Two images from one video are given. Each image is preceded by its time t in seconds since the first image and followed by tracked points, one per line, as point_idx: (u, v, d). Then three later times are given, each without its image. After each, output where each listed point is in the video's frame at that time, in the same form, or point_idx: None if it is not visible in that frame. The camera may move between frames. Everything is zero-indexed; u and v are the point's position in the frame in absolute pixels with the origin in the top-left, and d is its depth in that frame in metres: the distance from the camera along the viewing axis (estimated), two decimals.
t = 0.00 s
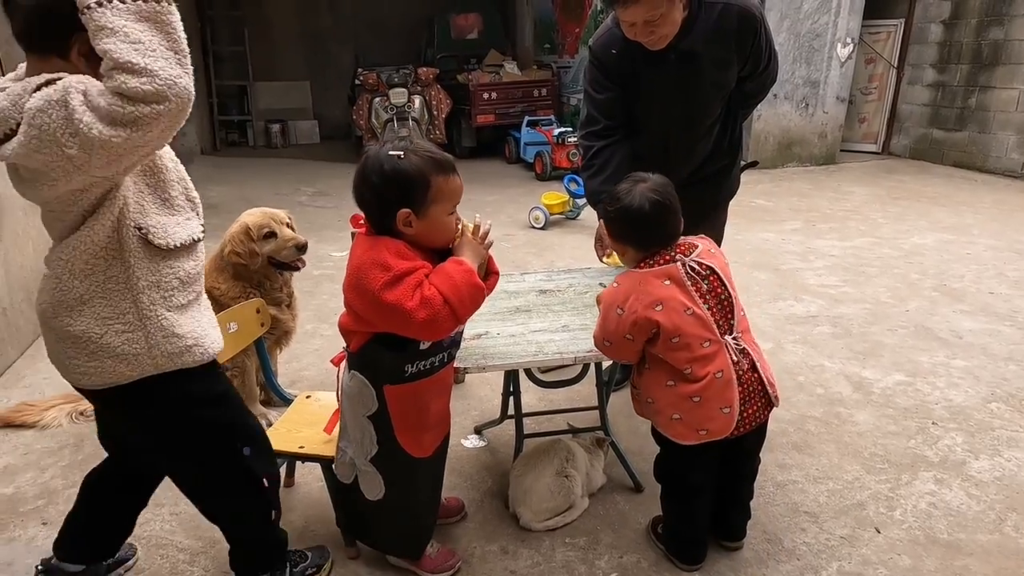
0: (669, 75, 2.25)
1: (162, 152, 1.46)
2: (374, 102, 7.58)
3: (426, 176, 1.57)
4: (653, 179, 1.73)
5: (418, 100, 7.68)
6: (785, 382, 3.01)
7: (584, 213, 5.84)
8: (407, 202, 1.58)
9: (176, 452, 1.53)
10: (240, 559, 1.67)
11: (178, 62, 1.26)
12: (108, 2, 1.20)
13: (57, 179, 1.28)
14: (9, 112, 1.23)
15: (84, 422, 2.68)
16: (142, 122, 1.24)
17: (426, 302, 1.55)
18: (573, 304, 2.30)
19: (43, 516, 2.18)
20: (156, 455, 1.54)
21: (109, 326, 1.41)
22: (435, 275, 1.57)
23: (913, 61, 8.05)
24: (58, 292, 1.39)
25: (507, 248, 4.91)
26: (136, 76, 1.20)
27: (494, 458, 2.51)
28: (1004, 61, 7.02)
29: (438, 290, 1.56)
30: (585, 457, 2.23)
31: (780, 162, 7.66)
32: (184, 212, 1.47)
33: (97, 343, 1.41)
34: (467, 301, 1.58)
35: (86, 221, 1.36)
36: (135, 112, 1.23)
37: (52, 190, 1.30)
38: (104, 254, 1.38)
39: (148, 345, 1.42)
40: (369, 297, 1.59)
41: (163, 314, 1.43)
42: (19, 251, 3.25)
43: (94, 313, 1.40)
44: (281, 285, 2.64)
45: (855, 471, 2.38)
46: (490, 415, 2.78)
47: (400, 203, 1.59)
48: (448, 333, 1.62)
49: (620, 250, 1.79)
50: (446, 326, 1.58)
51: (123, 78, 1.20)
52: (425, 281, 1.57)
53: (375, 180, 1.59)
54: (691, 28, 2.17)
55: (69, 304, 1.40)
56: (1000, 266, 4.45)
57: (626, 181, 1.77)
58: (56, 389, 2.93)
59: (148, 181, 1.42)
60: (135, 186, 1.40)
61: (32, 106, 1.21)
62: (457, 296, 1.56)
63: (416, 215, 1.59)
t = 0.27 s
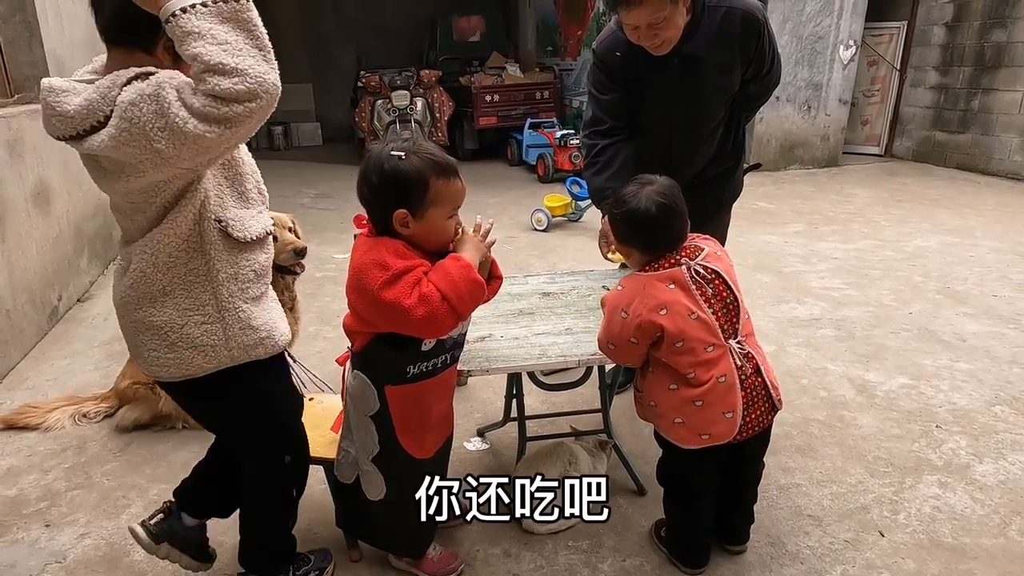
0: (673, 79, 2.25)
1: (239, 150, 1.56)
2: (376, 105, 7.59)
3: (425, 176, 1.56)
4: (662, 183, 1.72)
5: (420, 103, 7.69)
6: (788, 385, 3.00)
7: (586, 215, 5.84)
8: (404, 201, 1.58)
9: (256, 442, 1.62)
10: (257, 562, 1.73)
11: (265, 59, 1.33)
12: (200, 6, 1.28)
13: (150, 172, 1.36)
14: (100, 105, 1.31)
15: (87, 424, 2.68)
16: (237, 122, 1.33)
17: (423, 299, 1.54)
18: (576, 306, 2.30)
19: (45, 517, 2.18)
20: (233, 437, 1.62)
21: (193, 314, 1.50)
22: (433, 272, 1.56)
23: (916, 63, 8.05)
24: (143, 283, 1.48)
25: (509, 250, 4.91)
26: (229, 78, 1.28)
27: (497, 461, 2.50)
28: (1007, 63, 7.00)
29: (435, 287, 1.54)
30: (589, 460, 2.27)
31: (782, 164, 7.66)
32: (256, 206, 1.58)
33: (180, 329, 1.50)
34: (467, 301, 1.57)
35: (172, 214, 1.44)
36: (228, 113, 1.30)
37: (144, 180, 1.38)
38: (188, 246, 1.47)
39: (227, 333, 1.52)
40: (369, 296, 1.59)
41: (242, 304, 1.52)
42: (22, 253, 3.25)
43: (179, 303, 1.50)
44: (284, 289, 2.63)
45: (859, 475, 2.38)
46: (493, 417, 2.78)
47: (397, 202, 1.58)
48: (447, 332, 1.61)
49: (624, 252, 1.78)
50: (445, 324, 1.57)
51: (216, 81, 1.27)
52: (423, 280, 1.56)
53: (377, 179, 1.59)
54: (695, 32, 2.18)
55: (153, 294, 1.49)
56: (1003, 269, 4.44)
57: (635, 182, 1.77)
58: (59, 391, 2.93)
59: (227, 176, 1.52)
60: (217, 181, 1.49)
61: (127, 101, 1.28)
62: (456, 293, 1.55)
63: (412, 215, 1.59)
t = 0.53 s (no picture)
0: (679, 83, 2.25)
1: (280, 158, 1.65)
2: (379, 107, 7.60)
3: (424, 179, 1.57)
4: (664, 188, 1.70)
5: (423, 105, 7.69)
6: (791, 389, 3.00)
7: (589, 218, 5.84)
8: (404, 202, 1.58)
9: (293, 438, 1.71)
10: (278, 563, 1.76)
11: (310, 56, 1.38)
12: (249, 3, 1.31)
13: (207, 180, 1.41)
14: (153, 120, 1.34)
15: (90, 427, 2.68)
16: (280, 114, 1.36)
17: (418, 306, 1.53)
18: (579, 310, 2.29)
19: (49, 520, 2.18)
20: (271, 434, 1.71)
21: (250, 313, 1.58)
22: (430, 279, 1.55)
23: (919, 65, 8.04)
24: (201, 286, 1.55)
25: (512, 253, 4.91)
26: (276, 70, 1.32)
27: (500, 465, 2.50)
28: (1010, 66, 6.98)
29: (431, 294, 1.53)
30: (591, 464, 2.27)
31: (785, 167, 7.65)
32: (295, 208, 1.67)
33: (238, 329, 1.58)
34: (463, 311, 1.55)
35: (225, 221, 1.51)
36: (275, 105, 1.34)
37: (201, 187, 1.43)
38: (242, 250, 1.54)
39: (284, 329, 1.60)
40: (367, 300, 1.59)
41: (294, 301, 1.61)
42: (26, 256, 3.26)
43: (234, 305, 1.57)
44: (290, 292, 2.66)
45: (863, 479, 2.37)
46: (496, 421, 2.78)
47: (398, 202, 1.59)
48: (443, 340, 1.60)
49: (626, 256, 1.77)
50: (441, 332, 1.56)
51: (265, 73, 1.31)
52: (419, 286, 1.55)
53: (377, 179, 1.60)
54: (702, 36, 2.18)
55: (211, 298, 1.57)
56: (1008, 272, 4.43)
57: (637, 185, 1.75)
58: (63, 393, 2.94)
59: (271, 183, 1.62)
60: (262, 188, 1.58)
61: (180, 112, 1.32)
62: (450, 300, 1.53)
63: (412, 216, 1.59)
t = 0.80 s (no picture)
0: (687, 88, 2.25)
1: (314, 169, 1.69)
2: (382, 109, 7.61)
3: (427, 176, 1.58)
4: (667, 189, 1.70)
5: (427, 107, 7.70)
6: (796, 392, 2.99)
7: (593, 220, 5.85)
8: (409, 201, 1.59)
9: (320, 432, 1.76)
10: (283, 561, 1.77)
11: (330, 104, 1.47)
12: (272, 56, 1.41)
13: (239, 206, 1.51)
14: (191, 151, 1.48)
15: (96, 429, 2.69)
16: (308, 161, 1.47)
17: (417, 318, 1.53)
18: (585, 314, 2.29)
19: (55, 523, 2.19)
20: (299, 426, 1.76)
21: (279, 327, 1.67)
22: (429, 290, 1.56)
23: (923, 67, 8.03)
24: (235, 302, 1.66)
25: (516, 255, 4.91)
26: (300, 121, 1.43)
27: (505, 467, 2.50)
28: (1015, 68, 6.97)
29: (430, 306, 1.54)
30: (597, 467, 2.27)
31: (789, 169, 7.64)
32: (331, 218, 1.72)
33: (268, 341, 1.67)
34: (460, 321, 1.56)
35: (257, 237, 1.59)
36: (302, 153, 1.45)
37: (234, 213, 1.54)
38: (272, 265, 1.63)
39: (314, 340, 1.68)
40: (368, 307, 1.59)
41: (323, 310, 1.68)
42: (32, 259, 3.27)
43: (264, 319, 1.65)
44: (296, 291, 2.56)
45: (869, 483, 2.37)
46: (501, 424, 2.78)
47: (403, 202, 1.59)
48: (442, 348, 1.60)
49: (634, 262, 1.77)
50: (439, 341, 1.56)
51: (290, 125, 1.42)
52: (420, 295, 1.56)
53: (381, 181, 1.61)
54: (711, 41, 2.18)
55: (245, 308, 1.65)
56: (1013, 275, 4.42)
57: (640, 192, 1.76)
58: (68, 395, 2.95)
59: (304, 198, 1.65)
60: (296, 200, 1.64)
61: (214, 149, 1.44)
62: (449, 313, 1.54)
63: (419, 215, 1.59)
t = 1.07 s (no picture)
0: (693, 91, 2.25)
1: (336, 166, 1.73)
2: (386, 111, 7.61)
3: (427, 177, 1.59)
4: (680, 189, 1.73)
5: (430, 108, 7.71)
6: (800, 395, 2.99)
7: (596, 222, 5.85)
8: (411, 203, 1.60)
9: (333, 428, 1.78)
10: (292, 558, 1.79)
11: (323, 117, 1.52)
12: (273, 73, 1.49)
13: (249, 205, 1.62)
14: (218, 151, 1.62)
15: (102, 431, 2.70)
16: (300, 168, 1.53)
17: (421, 332, 1.54)
18: (589, 317, 2.30)
19: (62, 525, 2.20)
20: (314, 419, 1.79)
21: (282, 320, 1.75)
22: (433, 303, 1.57)
23: (926, 68, 8.02)
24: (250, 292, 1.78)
25: (519, 257, 4.91)
26: (292, 133, 1.49)
27: (509, 470, 2.51)
28: (1019, 69, 6.95)
29: (433, 320, 1.55)
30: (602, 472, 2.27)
31: (792, 170, 7.64)
32: (350, 219, 1.75)
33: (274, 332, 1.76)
34: (464, 331, 1.57)
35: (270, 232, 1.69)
36: (292, 162, 1.52)
37: (247, 210, 1.65)
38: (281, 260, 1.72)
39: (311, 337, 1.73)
40: (371, 317, 1.60)
41: (321, 304, 1.71)
42: (37, 261, 3.28)
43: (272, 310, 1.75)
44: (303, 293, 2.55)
45: (873, 487, 2.37)
46: (504, 426, 2.79)
47: (405, 204, 1.60)
48: (447, 356, 1.60)
49: (658, 267, 1.74)
50: (444, 351, 1.57)
51: (283, 137, 1.49)
52: (424, 307, 1.57)
53: (382, 185, 1.62)
54: (717, 45, 2.18)
55: (262, 291, 1.76)
56: (1017, 277, 4.42)
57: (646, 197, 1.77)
58: (74, 397, 2.95)
59: (322, 197, 1.70)
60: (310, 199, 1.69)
61: (227, 152, 1.56)
62: (453, 326, 1.55)
63: (420, 217, 1.60)
